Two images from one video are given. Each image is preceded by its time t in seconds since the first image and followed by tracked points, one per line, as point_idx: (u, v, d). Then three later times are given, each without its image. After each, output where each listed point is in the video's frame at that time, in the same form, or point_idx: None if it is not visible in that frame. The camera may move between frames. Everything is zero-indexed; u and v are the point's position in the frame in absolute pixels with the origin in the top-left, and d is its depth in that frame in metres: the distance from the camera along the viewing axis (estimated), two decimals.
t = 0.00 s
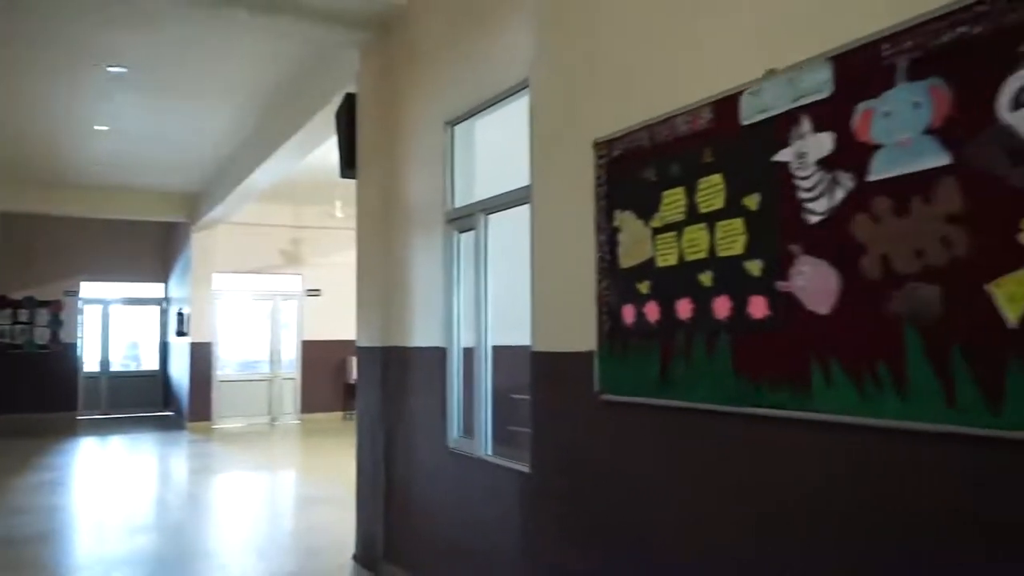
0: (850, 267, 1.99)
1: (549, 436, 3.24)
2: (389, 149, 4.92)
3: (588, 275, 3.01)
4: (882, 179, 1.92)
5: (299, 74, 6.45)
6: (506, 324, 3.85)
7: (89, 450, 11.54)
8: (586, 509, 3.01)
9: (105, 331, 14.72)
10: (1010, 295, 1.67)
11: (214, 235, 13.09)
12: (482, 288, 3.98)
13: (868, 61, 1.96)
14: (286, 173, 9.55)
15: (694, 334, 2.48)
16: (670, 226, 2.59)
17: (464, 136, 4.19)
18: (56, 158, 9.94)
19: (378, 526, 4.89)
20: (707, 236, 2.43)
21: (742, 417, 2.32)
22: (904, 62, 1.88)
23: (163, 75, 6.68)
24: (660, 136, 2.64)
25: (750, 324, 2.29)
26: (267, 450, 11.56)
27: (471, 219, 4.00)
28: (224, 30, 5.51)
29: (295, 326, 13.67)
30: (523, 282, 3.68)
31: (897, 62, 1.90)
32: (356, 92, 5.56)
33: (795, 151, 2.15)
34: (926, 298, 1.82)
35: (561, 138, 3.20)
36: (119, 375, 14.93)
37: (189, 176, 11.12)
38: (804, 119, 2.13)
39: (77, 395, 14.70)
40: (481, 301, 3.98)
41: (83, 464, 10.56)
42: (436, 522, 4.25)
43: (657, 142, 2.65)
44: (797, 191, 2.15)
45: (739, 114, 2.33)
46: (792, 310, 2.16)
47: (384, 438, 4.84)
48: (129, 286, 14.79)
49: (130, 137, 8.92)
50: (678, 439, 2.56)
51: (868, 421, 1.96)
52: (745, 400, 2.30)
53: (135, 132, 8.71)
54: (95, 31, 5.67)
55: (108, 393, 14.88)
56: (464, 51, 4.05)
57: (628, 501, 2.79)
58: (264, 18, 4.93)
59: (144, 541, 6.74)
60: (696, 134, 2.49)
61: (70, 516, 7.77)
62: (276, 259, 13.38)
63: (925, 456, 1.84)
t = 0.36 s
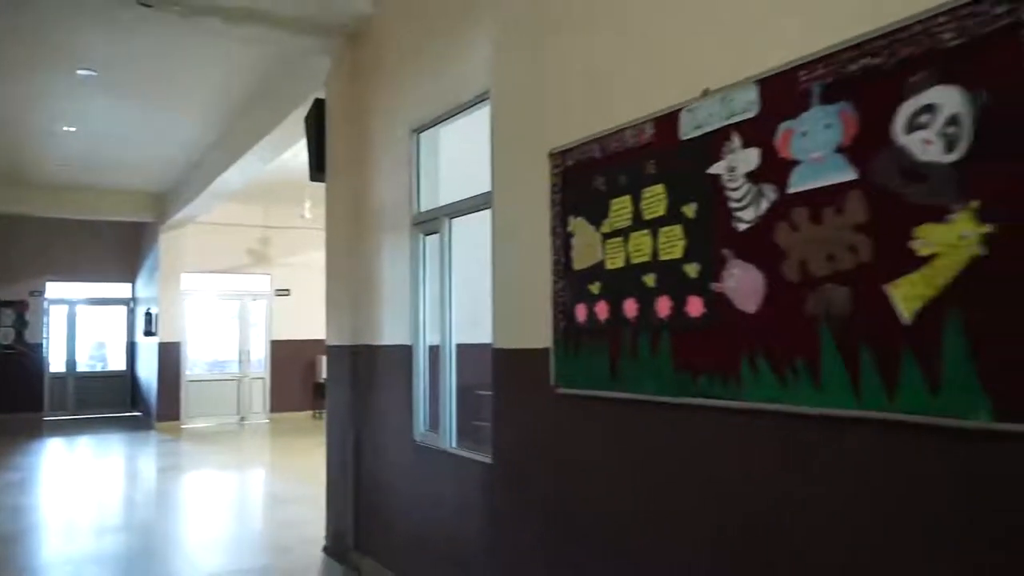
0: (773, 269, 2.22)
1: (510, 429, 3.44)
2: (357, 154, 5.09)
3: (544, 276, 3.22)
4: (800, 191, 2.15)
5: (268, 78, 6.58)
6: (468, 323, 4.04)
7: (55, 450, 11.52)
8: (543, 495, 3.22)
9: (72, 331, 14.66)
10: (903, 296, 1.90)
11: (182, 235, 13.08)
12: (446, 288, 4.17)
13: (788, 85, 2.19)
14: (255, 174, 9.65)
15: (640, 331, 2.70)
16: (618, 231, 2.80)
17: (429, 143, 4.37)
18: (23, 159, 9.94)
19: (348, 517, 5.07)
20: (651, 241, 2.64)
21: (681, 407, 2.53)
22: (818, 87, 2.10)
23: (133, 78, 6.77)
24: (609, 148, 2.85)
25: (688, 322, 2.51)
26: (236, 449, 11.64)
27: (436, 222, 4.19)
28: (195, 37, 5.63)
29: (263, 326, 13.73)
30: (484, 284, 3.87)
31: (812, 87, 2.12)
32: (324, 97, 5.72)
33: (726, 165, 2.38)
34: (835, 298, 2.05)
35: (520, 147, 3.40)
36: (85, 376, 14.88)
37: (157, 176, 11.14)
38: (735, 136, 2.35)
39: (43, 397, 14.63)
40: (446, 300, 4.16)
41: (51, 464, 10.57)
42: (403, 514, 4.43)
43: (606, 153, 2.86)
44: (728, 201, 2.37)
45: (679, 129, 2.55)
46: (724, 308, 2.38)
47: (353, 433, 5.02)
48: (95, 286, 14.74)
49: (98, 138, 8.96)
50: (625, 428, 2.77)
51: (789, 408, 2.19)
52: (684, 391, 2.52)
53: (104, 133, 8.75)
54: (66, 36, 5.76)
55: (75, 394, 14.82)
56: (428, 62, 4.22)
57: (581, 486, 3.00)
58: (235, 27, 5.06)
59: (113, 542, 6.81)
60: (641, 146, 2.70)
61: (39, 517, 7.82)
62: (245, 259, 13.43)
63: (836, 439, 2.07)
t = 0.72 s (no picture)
0: (705, 275, 2.44)
1: (475, 424, 3.64)
2: (330, 160, 5.26)
3: (505, 280, 3.42)
4: (728, 205, 2.37)
5: (243, 84, 6.72)
6: (435, 324, 4.23)
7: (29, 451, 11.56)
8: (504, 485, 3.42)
9: (45, 332, 14.63)
10: (813, 299, 2.12)
11: (157, 235, 13.12)
12: (415, 290, 4.36)
13: (718, 109, 2.41)
14: (231, 176, 9.77)
15: (590, 331, 2.91)
16: (570, 239, 3.01)
17: (398, 151, 4.56)
18: None
19: (322, 511, 5.25)
20: (600, 248, 2.86)
21: (627, 402, 2.75)
22: (744, 111, 2.32)
23: (109, 83, 6.88)
24: (562, 161, 3.06)
25: (632, 323, 2.73)
26: (211, 449, 11.74)
27: (404, 228, 4.38)
28: (171, 45, 5.77)
29: (238, 326, 13.82)
30: (449, 287, 4.06)
31: (738, 111, 2.35)
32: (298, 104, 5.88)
33: (665, 180, 2.59)
34: (757, 302, 2.27)
35: (483, 158, 3.60)
36: (58, 376, 14.86)
37: (132, 177, 11.21)
38: (672, 152, 2.57)
39: (16, 397, 14.58)
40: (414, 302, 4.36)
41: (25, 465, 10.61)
42: (374, 507, 4.62)
43: (560, 165, 3.07)
44: (667, 213, 2.59)
45: (624, 145, 2.76)
46: (663, 311, 2.60)
47: (326, 430, 5.19)
48: (69, 287, 14.73)
49: (72, 140, 9.03)
50: (577, 421, 2.98)
51: (718, 402, 2.41)
52: (629, 386, 2.74)
53: (78, 135, 8.83)
54: (42, 43, 5.87)
55: (48, 395, 14.80)
56: (397, 74, 4.41)
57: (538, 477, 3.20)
58: (211, 37, 5.21)
59: (89, 541, 6.92)
60: (591, 160, 2.92)
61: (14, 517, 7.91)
62: (220, 259, 13.51)
63: (759, 428, 2.29)
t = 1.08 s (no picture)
0: (651, 279, 2.65)
1: (445, 420, 3.83)
2: (308, 165, 5.44)
3: (472, 282, 3.62)
4: (671, 214, 2.58)
5: (223, 89, 6.87)
6: (407, 324, 4.42)
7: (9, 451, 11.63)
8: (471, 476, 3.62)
9: (25, 332, 14.64)
10: (744, 302, 2.34)
11: (138, 235, 13.19)
12: (389, 291, 4.55)
13: (663, 126, 2.62)
14: (212, 177, 9.89)
15: (550, 330, 3.12)
16: (532, 244, 3.21)
17: (373, 158, 4.74)
18: None
19: (300, 504, 5.43)
20: (559, 253, 3.06)
21: (582, 396, 2.96)
22: (685, 129, 2.54)
23: (90, 88, 7.00)
24: (525, 170, 3.26)
25: (587, 322, 2.93)
26: (192, 447, 11.87)
27: (379, 231, 4.57)
28: (153, 53, 5.90)
29: (219, 325, 13.93)
30: (421, 288, 4.25)
31: (680, 128, 2.56)
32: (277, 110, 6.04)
33: (616, 190, 2.80)
34: (697, 304, 2.49)
35: (453, 168, 3.80)
36: (38, 377, 14.89)
37: (113, 178, 11.30)
38: (622, 165, 2.78)
39: None
40: (389, 303, 4.54)
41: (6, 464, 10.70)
42: (350, 500, 4.80)
43: (522, 175, 3.27)
44: (617, 221, 2.79)
45: (580, 157, 2.97)
46: (615, 311, 2.80)
47: (304, 427, 5.37)
48: (49, 286, 14.77)
49: (54, 141, 9.12)
50: (537, 414, 3.19)
51: (662, 395, 2.62)
52: (584, 381, 2.94)
53: (59, 137, 8.92)
54: (26, 50, 5.99)
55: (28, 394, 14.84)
56: (373, 84, 4.59)
57: (502, 468, 3.40)
58: (192, 45, 5.36)
59: (70, 540, 7.02)
60: (551, 170, 3.12)
61: None
62: (201, 259, 13.61)
63: (699, 420, 2.50)
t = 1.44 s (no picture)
0: (607, 282, 2.84)
1: (421, 415, 4.02)
2: (291, 169, 5.61)
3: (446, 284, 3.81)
4: (625, 223, 2.77)
5: (208, 94, 7.02)
6: (385, 324, 4.60)
7: None
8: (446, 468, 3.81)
9: (11, 331, 14.71)
10: (689, 304, 2.53)
11: (124, 236, 13.28)
12: (369, 292, 4.73)
13: (617, 140, 2.82)
14: (198, 178, 10.04)
15: (516, 330, 3.31)
16: (500, 248, 3.40)
17: (354, 164, 4.92)
18: None
19: (284, 498, 5.61)
20: (524, 257, 3.26)
21: (547, 392, 3.15)
22: (637, 143, 2.73)
23: (78, 92, 7.14)
24: (493, 179, 3.45)
25: (550, 322, 3.13)
26: (179, 445, 12.01)
27: (359, 235, 4.74)
28: (140, 60, 6.05)
29: (205, 325, 14.06)
30: (398, 290, 4.44)
31: (632, 143, 2.75)
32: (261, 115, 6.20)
33: (575, 199, 3.00)
34: (647, 306, 2.68)
35: (428, 175, 3.98)
36: (25, 376, 14.95)
37: (101, 180, 11.42)
38: (582, 176, 2.97)
39: None
40: (368, 303, 4.73)
41: None
42: (331, 493, 4.98)
43: (491, 183, 3.46)
44: (577, 227, 2.99)
45: (544, 167, 3.16)
46: (575, 312, 3.00)
47: (287, 423, 5.54)
48: (35, 285, 14.84)
49: (41, 143, 9.24)
50: (506, 409, 3.38)
51: (617, 391, 2.81)
52: (548, 378, 3.14)
53: (46, 139, 9.04)
54: (14, 56, 6.11)
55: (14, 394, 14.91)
56: (353, 92, 4.76)
57: (474, 460, 3.60)
58: (179, 52, 5.52)
59: (60, 537, 7.14)
60: (517, 179, 3.31)
61: None
62: (188, 259, 13.73)
63: (650, 414, 2.70)
